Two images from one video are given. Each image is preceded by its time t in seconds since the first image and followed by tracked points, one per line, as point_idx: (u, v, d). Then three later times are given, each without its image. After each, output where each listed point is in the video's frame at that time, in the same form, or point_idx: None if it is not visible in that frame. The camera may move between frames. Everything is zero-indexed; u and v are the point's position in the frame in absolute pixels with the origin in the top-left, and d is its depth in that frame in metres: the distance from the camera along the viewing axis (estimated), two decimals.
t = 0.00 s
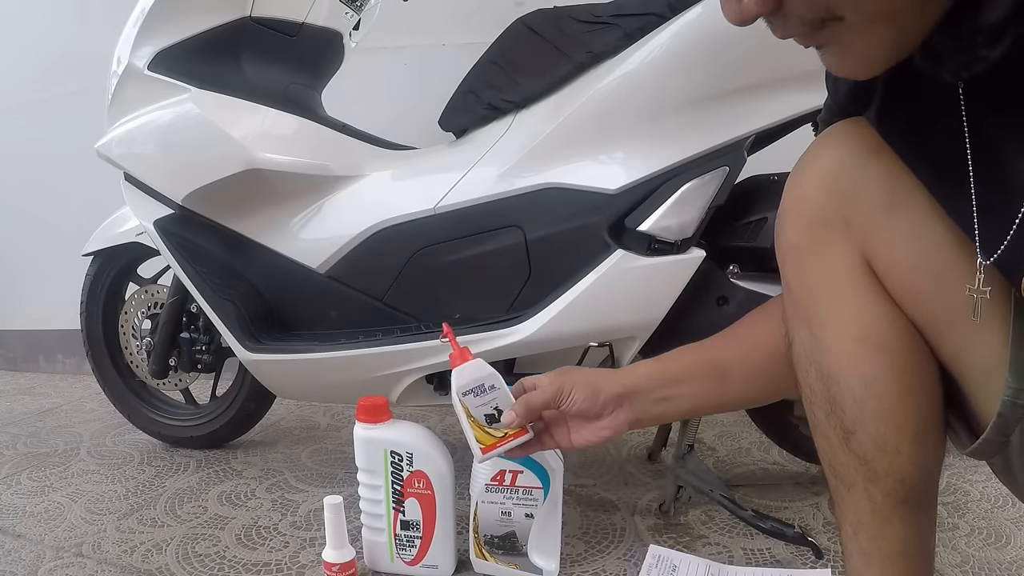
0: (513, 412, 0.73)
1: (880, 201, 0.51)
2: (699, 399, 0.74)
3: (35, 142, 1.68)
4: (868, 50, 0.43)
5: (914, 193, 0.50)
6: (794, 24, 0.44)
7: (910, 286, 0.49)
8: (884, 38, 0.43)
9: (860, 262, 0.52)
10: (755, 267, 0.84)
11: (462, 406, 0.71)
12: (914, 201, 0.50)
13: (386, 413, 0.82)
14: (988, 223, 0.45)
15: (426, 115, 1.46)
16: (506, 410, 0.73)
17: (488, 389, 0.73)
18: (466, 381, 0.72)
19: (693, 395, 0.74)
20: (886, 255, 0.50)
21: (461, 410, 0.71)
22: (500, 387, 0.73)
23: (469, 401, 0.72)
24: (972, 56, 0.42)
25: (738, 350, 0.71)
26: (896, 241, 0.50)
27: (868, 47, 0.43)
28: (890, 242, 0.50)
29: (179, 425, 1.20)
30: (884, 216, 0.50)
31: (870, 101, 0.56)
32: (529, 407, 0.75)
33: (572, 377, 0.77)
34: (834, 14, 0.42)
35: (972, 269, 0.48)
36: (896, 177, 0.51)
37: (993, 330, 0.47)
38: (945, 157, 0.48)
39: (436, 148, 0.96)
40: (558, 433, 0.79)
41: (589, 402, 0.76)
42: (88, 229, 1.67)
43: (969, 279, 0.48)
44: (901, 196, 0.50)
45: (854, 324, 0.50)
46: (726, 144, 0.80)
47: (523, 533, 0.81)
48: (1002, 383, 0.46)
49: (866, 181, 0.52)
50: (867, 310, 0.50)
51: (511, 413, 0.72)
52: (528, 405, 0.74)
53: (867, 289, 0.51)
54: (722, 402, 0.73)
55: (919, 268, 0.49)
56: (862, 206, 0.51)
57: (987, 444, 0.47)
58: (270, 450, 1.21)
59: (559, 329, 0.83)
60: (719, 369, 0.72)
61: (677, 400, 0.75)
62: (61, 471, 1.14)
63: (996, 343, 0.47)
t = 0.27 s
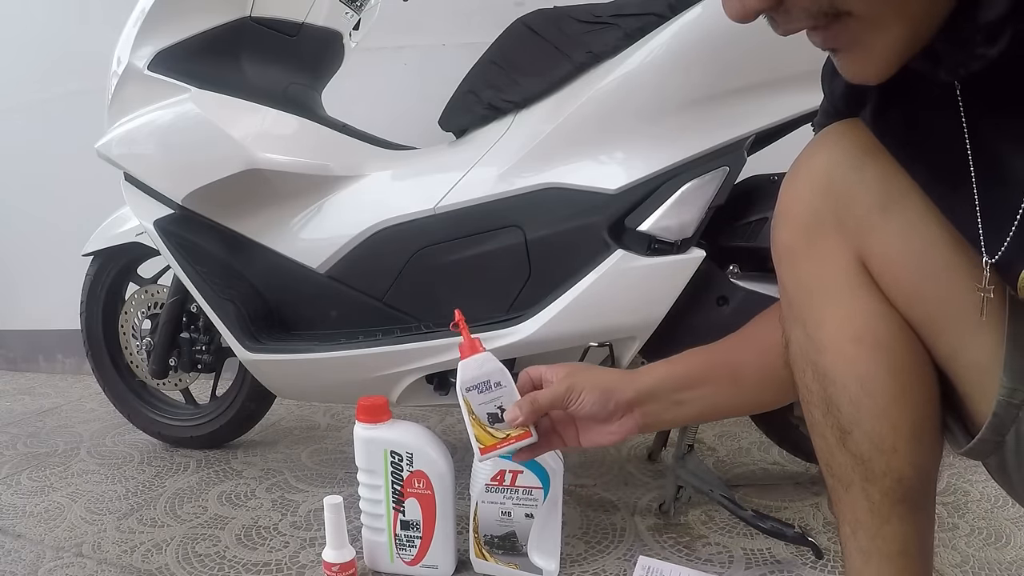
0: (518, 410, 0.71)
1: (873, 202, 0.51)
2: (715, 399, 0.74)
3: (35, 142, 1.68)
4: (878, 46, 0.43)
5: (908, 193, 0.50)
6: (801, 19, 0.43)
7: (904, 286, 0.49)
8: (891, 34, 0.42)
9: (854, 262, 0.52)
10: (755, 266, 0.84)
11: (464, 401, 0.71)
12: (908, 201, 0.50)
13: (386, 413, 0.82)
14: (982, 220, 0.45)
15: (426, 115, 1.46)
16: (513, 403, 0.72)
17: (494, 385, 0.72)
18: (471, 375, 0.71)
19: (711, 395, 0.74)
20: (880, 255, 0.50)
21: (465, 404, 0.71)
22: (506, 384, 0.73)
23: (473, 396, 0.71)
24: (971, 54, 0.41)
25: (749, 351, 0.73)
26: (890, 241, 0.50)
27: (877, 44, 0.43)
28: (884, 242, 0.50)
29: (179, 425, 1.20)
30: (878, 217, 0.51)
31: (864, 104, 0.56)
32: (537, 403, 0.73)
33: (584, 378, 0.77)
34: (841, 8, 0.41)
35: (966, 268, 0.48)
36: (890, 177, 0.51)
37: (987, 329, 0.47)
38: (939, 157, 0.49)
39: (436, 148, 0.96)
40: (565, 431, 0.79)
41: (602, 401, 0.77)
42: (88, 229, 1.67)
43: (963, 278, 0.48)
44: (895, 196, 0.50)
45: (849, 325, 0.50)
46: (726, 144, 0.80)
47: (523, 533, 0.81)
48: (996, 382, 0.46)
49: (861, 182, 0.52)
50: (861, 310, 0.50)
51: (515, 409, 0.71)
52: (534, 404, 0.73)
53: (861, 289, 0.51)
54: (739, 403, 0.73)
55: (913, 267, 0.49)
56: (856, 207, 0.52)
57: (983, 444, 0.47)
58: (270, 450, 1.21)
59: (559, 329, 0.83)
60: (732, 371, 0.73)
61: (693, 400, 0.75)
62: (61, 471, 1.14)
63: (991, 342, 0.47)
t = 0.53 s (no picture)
0: (526, 404, 0.71)
1: (874, 202, 0.51)
2: (721, 399, 0.73)
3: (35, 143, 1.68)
4: (903, 46, 0.43)
5: (909, 193, 0.50)
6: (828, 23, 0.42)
7: (905, 286, 0.49)
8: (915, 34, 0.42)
9: (855, 263, 0.52)
10: (755, 267, 0.84)
11: (471, 396, 0.71)
12: (909, 201, 0.50)
13: (386, 413, 0.82)
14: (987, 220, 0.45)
15: (426, 115, 1.46)
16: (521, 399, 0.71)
17: (500, 380, 0.72)
18: (478, 370, 0.72)
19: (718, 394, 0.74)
20: (882, 256, 0.50)
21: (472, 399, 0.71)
22: (512, 380, 0.73)
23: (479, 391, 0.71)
24: (987, 52, 0.41)
25: (754, 351, 0.72)
26: (891, 241, 0.50)
27: (904, 44, 0.43)
28: (885, 242, 0.50)
29: (179, 425, 1.20)
30: (879, 217, 0.50)
31: (869, 101, 0.56)
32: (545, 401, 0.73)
33: (592, 378, 0.77)
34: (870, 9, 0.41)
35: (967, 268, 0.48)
36: (891, 177, 0.51)
37: (989, 329, 0.47)
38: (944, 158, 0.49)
39: (436, 148, 0.96)
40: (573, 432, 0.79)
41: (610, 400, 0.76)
42: (88, 229, 1.67)
43: (965, 279, 0.48)
44: (896, 196, 0.50)
45: (850, 325, 0.50)
46: (726, 144, 0.80)
47: (523, 533, 0.81)
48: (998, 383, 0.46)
49: (861, 182, 0.52)
50: (863, 310, 0.50)
51: (522, 405, 0.71)
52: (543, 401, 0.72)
53: (863, 289, 0.51)
54: (743, 402, 0.73)
55: (915, 268, 0.49)
56: (857, 207, 0.51)
57: (983, 444, 0.47)
58: (270, 450, 1.21)
59: (559, 329, 0.83)
60: (737, 370, 0.72)
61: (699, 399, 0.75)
62: (61, 471, 1.14)
63: (991, 342, 0.47)
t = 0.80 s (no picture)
0: (526, 395, 0.72)
1: (879, 201, 0.51)
2: (721, 398, 0.73)
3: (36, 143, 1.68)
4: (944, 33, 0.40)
5: (913, 193, 0.50)
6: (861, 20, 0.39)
7: (909, 286, 0.49)
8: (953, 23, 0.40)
9: (859, 261, 0.52)
10: (755, 267, 0.84)
11: (474, 384, 0.72)
12: (913, 201, 0.50)
13: (386, 413, 0.82)
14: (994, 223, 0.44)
15: (426, 115, 1.46)
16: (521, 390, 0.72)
17: (503, 370, 0.73)
18: (482, 359, 0.72)
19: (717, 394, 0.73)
20: (886, 254, 0.50)
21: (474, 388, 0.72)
22: (516, 370, 0.73)
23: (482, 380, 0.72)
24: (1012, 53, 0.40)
25: (756, 350, 0.71)
26: (895, 240, 0.50)
27: (945, 34, 0.40)
28: (890, 241, 0.50)
29: (179, 425, 1.20)
30: (883, 216, 0.51)
31: (873, 99, 0.55)
32: (544, 392, 0.74)
33: (593, 372, 0.77)
34: None
35: (972, 268, 0.48)
36: (896, 177, 0.51)
37: (993, 329, 0.47)
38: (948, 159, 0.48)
39: (436, 148, 0.96)
40: (574, 422, 0.80)
41: (608, 397, 0.77)
42: (88, 229, 1.67)
43: (969, 279, 0.48)
44: (901, 195, 0.50)
45: (854, 324, 0.50)
46: (726, 144, 0.80)
47: (523, 533, 0.81)
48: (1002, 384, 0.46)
49: (866, 180, 0.52)
50: (866, 309, 0.50)
51: (523, 395, 0.72)
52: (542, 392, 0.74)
53: (867, 287, 0.51)
54: (744, 400, 0.72)
55: (920, 267, 0.49)
56: (862, 206, 0.51)
57: (988, 445, 0.47)
58: (270, 450, 1.21)
59: (559, 329, 0.83)
60: (738, 369, 0.72)
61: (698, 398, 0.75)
62: (61, 472, 1.14)
63: (996, 342, 0.47)
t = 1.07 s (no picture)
0: (527, 397, 0.72)
1: (882, 200, 0.51)
2: (722, 399, 0.73)
3: (35, 143, 1.68)
4: (947, 28, 0.40)
5: (916, 192, 0.50)
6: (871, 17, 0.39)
7: (911, 285, 0.49)
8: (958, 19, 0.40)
9: (862, 260, 0.52)
10: (755, 267, 0.84)
11: (474, 384, 0.72)
12: (916, 200, 0.50)
13: (386, 413, 0.82)
14: (996, 224, 0.44)
15: (426, 115, 1.46)
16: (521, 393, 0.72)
17: (504, 371, 0.73)
18: (481, 360, 0.72)
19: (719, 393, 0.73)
20: (888, 254, 0.50)
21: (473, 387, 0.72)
22: (516, 371, 0.73)
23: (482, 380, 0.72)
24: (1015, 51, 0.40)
25: (758, 350, 0.71)
26: (898, 240, 0.50)
27: (951, 28, 0.40)
28: (892, 241, 0.50)
29: (179, 425, 1.20)
30: (886, 215, 0.50)
31: (876, 99, 0.55)
32: (546, 394, 0.74)
33: (595, 372, 0.77)
34: None
35: (976, 267, 0.47)
36: (899, 176, 0.51)
37: (995, 329, 0.47)
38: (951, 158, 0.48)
39: (436, 148, 0.96)
40: (573, 423, 0.80)
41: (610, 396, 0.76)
42: (88, 229, 1.67)
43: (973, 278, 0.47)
44: (904, 194, 0.50)
45: (855, 323, 0.50)
46: (726, 144, 0.80)
47: (523, 534, 0.81)
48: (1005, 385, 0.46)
49: (868, 180, 0.52)
50: (868, 308, 0.50)
51: (523, 396, 0.72)
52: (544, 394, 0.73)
53: (869, 287, 0.51)
54: (745, 400, 0.72)
55: (922, 266, 0.48)
56: (864, 205, 0.51)
57: (991, 445, 0.47)
58: (270, 450, 1.21)
59: (559, 329, 0.83)
60: (739, 368, 0.72)
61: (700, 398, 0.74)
62: (61, 471, 1.14)
63: (998, 342, 0.46)
